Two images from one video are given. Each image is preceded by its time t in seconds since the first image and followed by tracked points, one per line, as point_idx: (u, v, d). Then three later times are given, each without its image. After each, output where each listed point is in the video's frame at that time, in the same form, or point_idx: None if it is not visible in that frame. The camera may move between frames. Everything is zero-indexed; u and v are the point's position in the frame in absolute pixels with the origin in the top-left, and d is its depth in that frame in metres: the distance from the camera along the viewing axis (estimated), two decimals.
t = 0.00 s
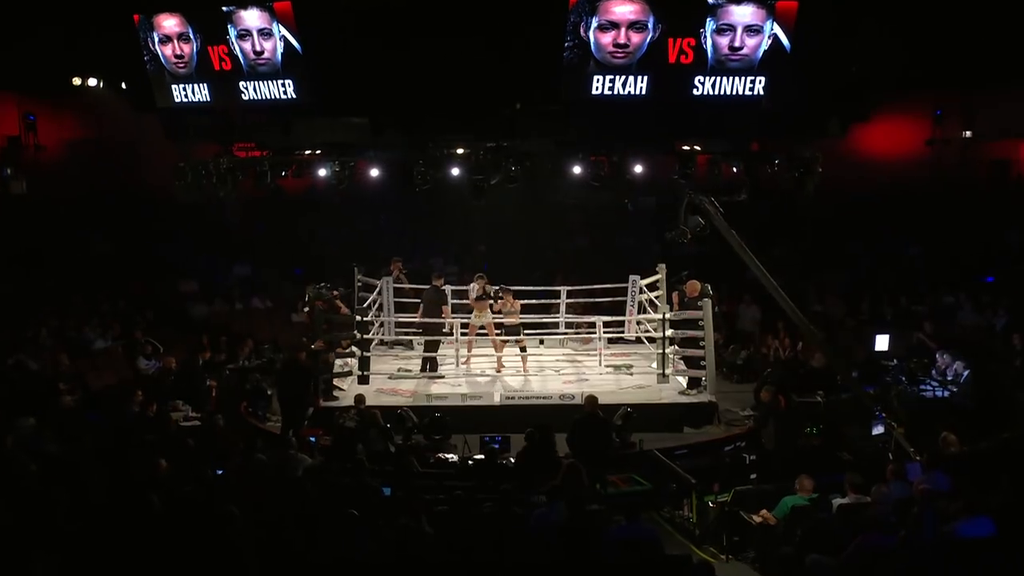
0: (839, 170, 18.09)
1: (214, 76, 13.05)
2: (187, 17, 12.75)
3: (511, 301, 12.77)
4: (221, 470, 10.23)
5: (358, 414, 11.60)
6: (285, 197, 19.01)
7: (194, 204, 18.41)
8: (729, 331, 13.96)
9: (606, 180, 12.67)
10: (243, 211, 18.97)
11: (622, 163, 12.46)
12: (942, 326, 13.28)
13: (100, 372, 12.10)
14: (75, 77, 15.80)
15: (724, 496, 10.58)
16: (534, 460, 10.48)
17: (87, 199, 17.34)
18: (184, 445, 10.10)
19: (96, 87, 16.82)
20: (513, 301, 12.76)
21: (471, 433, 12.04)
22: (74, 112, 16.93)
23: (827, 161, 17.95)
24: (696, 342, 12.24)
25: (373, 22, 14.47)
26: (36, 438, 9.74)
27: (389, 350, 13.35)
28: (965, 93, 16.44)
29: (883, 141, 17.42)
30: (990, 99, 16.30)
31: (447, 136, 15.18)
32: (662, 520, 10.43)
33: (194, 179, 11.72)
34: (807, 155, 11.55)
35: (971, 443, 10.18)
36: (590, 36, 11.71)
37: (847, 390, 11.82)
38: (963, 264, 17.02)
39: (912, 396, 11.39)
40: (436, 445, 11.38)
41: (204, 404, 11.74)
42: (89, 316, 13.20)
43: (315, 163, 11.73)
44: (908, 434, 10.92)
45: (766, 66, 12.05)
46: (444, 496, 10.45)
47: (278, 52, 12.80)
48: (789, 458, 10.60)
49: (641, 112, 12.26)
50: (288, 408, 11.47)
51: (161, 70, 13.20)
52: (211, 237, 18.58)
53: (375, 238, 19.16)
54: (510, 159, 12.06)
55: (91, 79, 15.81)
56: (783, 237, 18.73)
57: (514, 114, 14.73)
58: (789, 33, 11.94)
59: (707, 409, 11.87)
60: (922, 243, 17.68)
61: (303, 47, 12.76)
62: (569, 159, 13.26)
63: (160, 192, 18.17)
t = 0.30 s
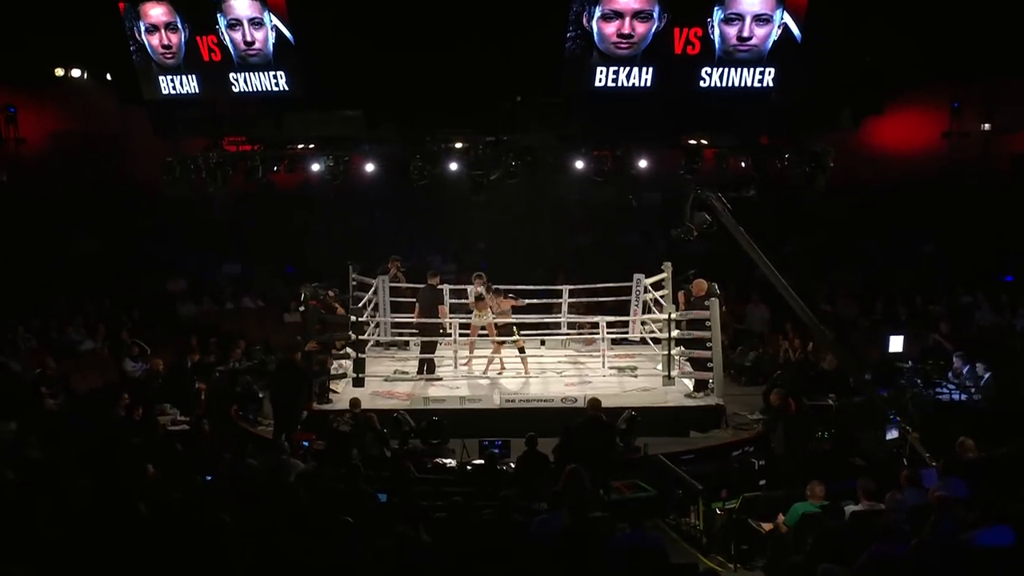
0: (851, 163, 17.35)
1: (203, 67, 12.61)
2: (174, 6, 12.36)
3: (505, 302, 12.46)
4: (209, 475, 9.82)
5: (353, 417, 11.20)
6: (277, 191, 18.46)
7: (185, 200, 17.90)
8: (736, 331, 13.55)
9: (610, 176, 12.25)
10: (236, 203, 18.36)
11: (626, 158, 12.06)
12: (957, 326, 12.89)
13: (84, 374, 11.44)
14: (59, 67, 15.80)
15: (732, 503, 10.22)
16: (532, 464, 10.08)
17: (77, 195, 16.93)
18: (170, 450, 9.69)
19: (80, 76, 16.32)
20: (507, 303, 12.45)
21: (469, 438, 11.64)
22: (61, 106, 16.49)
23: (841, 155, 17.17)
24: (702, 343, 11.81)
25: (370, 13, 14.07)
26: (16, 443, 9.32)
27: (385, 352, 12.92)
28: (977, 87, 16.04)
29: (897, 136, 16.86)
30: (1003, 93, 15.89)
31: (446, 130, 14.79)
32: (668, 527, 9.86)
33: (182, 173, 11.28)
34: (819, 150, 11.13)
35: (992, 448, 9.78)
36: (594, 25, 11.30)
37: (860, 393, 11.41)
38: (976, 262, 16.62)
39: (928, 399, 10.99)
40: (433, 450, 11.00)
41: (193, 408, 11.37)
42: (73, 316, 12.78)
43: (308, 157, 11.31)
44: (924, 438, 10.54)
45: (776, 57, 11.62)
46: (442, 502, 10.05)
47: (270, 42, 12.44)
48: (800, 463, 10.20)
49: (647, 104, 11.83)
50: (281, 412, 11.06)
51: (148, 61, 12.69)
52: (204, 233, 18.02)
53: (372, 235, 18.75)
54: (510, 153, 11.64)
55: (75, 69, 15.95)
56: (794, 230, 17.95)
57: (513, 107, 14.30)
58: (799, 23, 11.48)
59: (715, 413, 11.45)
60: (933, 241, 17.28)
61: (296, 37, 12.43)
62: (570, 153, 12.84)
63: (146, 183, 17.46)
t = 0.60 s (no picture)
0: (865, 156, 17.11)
1: (191, 56, 12.17)
2: None
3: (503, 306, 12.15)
4: (196, 482, 9.38)
5: (348, 421, 10.74)
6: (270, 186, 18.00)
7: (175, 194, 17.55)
8: (745, 331, 13.09)
9: (614, 170, 11.80)
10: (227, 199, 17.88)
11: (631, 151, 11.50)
12: (976, 326, 12.43)
13: (66, 377, 11.06)
14: (39, 56, 15.36)
15: (740, 510, 9.79)
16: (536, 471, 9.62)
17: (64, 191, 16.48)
18: (154, 457, 9.25)
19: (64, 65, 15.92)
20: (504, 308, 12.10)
21: (468, 443, 11.19)
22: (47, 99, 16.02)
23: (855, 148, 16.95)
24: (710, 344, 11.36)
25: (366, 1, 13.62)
26: None
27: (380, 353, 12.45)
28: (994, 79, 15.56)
29: (915, 128, 16.47)
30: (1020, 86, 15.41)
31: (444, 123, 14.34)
32: (675, 536, 9.32)
33: (169, 167, 10.83)
34: (833, 142, 10.69)
35: (1016, 454, 9.33)
36: (597, 13, 10.79)
37: (876, 397, 10.96)
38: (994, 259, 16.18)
39: (947, 402, 10.52)
40: (431, 455, 10.54)
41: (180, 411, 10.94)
42: (56, 316, 12.32)
43: (301, 150, 10.88)
44: (943, 442, 10.11)
45: (788, 46, 11.16)
46: (440, 510, 9.51)
47: (259, 30, 11.96)
48: (814, 470, 9.76)
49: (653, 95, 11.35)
50: (272, 414, 10.61)
51: (132, 49, 12.25)
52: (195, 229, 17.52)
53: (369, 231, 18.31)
54: (510, 146, 11.20)
55: (54, 59, 15.53)
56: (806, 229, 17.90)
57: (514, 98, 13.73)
58: (812, 9, 10.99)
59: (724, 417, 10.98)
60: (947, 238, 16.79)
61: (287, 25, 11.95)
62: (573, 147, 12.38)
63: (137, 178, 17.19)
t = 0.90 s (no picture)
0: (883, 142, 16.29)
1: (176, 43, 11.66)
2: None
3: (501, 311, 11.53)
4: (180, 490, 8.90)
5: (341, 426, 10.24)
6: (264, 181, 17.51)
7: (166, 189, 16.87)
8: (756, 331, 12.59)
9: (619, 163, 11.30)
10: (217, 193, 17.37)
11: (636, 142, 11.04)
12: (997, 325, 11.92)
13: (44, 378, 10.57)
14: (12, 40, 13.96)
15: (751, 517, 9.30)
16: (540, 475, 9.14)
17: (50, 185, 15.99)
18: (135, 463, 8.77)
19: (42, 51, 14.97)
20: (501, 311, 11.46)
21: (466, 447, 10.71)
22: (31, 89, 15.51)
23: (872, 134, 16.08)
24: (719, 344, 10.87)
25: None
26: None
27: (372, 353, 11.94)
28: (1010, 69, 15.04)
29: (935, 114, 15.74)
30: None
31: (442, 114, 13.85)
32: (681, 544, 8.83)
33: (152, 158, 10.33)
34: (849, 132, 10.20)
35: None
36: None
37: (893, 399, 10.47)
38: (1011, 255, 15.67)
39: (969, 405, 10.03)
40: (428, 460, 10.08)
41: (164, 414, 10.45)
42: (36, 314, 11.84)
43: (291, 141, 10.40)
44: (966, 446, 9.62)
45: (801, 30, 10.66)
46: (436, 518, 9.03)
47: (248, 15, 11.53)
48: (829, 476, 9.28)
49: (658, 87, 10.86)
50: (262, 417, 10.13)
51: (113, 34, 11.75)
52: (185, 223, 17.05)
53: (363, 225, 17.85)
54: (510, 137, 10.71)
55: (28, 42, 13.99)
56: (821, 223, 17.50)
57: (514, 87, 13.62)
58: None
59: (735, 419, 10.49)
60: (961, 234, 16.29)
61: (276, 10, 11.53)
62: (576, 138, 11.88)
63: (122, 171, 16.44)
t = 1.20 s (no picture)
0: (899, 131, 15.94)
1: (158, 26, 11.08)
2: None
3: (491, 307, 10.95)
4: (161, 497, 8.39)
5: (331, 429, 9.66)
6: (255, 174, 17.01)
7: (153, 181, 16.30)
8: (767, 330, 12.07)
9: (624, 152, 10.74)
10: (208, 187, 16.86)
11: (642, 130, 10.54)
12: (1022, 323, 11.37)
13: (19, 380, 10.04)
14: None
15: (764, 526, 8.82)
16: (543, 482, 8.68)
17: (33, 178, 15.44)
18: (114, 470, 8.25)
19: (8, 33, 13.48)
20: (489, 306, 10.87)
21: (464, 451, 10.21)
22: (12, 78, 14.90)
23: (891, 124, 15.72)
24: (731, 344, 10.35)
25: None
26: None
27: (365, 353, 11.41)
28: None
29: (957, 105, 15.18)
30: None
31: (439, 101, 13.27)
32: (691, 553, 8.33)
33: (134, 149, 9.78)
34: (867, 120, 9.63)
35: None
36: None
37: (914, 401, 9.95)
38: None
39: (995, 407, 9.50)
40: (425, 465, 9.58)
41: (146, 417, 9.93)
42: (12, 312, 11.31)
43: (281, 130, 9.88)
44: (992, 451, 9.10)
45: (817, 14, 10.09)
46: (432, 526, 8.53)
47: None
48: (847, 481, 8.78)
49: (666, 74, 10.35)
50: (249, 419, 9.61)
51: (90, 16, 10.98)
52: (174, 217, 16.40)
53: (358, 219, 17.34)
54: (510, 126, 10.18)
55: None
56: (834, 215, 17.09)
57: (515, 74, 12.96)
58: None
59: (747, 423, 9.98)
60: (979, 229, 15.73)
61: None
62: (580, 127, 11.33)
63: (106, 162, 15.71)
